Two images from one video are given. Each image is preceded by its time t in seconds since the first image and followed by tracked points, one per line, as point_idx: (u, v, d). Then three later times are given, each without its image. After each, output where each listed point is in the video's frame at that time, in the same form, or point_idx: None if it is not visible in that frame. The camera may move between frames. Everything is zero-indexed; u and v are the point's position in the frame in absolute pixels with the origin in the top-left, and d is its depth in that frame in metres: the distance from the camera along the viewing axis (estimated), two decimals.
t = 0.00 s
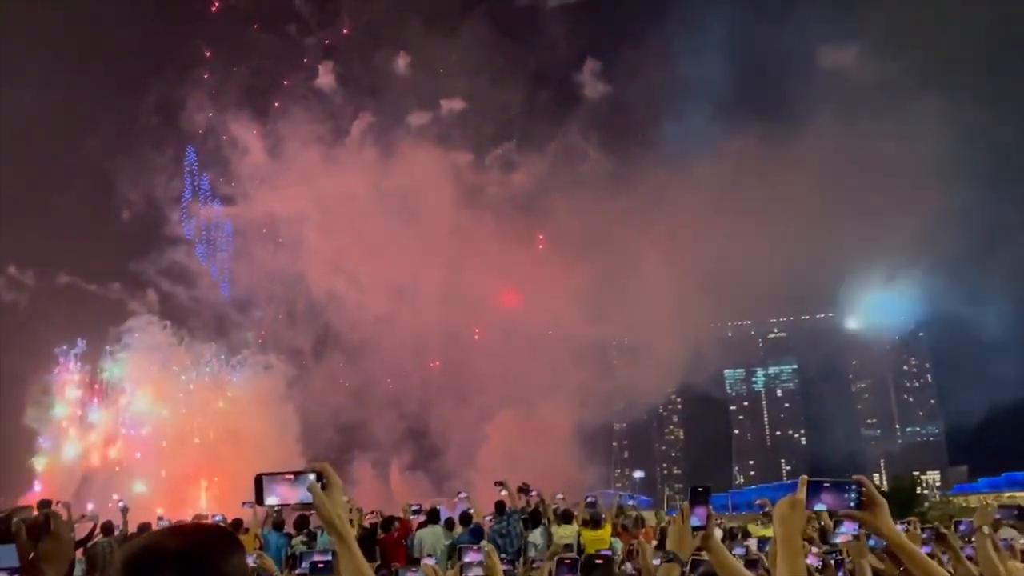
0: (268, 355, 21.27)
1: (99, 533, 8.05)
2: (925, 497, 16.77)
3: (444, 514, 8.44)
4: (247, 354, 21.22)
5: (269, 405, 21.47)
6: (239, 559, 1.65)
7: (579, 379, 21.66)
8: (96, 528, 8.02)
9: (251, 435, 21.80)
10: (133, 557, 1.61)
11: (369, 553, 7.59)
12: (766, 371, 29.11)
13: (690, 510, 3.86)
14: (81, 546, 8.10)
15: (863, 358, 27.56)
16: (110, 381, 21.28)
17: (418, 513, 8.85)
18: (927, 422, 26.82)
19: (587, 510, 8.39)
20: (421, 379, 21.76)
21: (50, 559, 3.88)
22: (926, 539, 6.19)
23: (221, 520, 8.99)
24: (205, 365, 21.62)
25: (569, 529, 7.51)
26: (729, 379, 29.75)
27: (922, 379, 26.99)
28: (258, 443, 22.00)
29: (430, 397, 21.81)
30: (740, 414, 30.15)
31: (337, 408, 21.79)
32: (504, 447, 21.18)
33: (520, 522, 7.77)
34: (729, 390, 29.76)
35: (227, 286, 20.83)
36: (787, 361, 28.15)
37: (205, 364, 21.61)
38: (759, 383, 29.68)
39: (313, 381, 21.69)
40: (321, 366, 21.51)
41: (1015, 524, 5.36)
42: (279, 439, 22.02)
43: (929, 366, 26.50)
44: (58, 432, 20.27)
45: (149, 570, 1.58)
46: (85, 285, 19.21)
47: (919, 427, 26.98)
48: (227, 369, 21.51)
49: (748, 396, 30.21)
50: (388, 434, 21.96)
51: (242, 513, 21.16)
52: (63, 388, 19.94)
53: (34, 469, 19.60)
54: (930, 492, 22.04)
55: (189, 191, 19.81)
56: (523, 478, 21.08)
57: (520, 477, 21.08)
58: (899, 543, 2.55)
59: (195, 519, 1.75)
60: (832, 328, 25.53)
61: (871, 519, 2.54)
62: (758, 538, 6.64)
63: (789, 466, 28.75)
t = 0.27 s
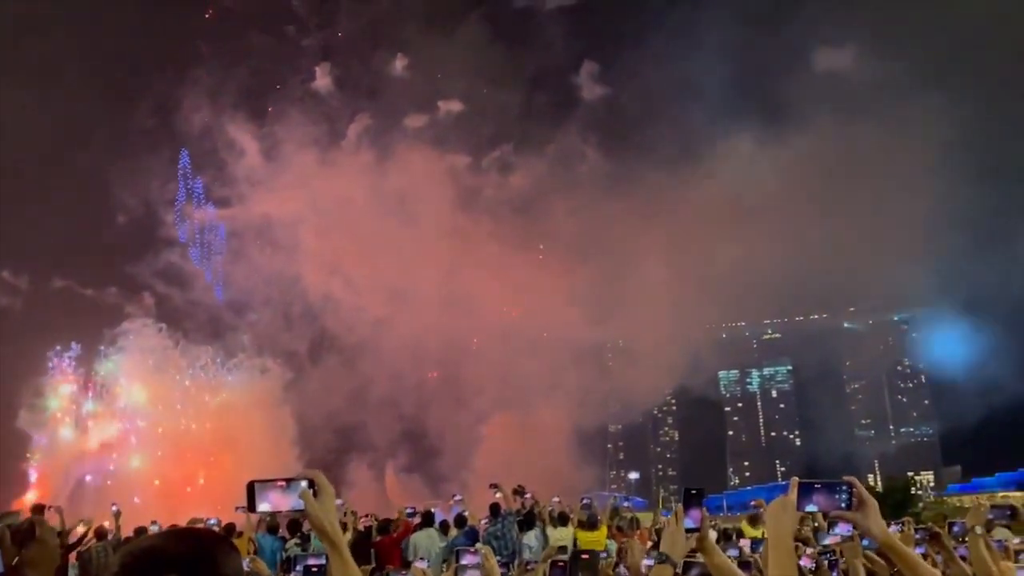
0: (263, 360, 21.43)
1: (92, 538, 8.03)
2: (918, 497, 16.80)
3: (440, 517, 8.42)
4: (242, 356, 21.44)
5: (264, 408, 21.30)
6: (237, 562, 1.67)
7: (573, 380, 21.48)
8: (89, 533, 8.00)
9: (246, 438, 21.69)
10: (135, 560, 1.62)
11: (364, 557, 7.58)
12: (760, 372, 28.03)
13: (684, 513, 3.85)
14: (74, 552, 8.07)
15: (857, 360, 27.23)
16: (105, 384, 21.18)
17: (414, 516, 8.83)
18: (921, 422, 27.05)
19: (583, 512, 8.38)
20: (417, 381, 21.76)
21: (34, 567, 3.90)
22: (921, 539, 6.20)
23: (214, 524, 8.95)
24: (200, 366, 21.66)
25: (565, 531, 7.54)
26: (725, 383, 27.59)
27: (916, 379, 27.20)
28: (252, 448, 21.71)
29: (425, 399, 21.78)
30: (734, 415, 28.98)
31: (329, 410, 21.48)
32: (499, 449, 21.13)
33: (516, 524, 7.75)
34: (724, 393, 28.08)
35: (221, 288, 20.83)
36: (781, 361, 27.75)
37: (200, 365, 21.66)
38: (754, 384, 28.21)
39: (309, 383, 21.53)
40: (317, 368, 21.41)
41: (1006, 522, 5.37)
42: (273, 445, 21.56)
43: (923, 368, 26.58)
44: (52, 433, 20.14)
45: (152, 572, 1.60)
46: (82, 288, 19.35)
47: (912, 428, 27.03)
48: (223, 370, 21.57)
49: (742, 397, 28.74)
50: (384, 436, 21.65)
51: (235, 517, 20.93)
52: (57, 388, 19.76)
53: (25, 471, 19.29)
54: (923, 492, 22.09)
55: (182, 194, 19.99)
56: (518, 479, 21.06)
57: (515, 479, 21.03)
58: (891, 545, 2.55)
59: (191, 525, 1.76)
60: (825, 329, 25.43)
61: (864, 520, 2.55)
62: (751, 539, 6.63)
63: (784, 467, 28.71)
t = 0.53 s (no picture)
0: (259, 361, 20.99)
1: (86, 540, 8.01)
2: (912, 497, 16.89)
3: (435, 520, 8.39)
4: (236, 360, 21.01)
5: (260, 410, 21.28)
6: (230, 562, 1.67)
7: (568, 383, 21.27)
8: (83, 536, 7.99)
9: (242, 438, 21.67)
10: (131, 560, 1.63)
11: (358, 559, 7.57)
12: (754, 373, 27.63)
13: (678, 514, 3.85)
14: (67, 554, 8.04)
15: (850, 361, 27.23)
16: (101, 385, 21.21)
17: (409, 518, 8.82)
18: (914, 422, 27.18)
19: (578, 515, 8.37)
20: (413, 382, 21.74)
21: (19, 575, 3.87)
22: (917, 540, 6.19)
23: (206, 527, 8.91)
24: (197, 366, 21.57)
25: (561, 533, 7.53)
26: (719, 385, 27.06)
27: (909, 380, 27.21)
28: (248, 450, 21.64)
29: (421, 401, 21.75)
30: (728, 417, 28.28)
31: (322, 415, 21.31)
32: (495, 450, 21.08)
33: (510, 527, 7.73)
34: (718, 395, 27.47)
35: (214, 291, 20.62)
36: (775, 362, 27.65)
37: (197, 365, 21.55)
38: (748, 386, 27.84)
39: (305, 387, 21.19)
40: (313, 371, 21.18)
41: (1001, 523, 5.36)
42: (266, 448, 21.40)
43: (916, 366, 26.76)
44: (48, 434, 20.19)
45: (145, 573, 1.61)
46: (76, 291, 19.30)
47: (906, 428, 27.19)
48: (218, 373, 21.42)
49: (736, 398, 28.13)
50: (379, 439, 21.54)
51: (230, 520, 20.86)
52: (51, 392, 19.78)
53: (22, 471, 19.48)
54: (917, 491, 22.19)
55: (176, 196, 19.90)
56: (514, 481, 21.02)
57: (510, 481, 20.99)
58: (882, 544, 2.56)
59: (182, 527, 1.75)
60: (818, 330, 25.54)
61: (854, 519, 2.55)
62: (746, 540, 6.60)
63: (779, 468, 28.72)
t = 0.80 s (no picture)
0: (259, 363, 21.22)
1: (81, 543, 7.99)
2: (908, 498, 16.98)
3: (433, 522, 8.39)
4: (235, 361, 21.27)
5: (259, 412, 21.41)
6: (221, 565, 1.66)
7: (571, 388, 22.03)
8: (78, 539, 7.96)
9: (239, 441, 21.68)
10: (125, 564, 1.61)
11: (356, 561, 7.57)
12: (752, 374, 28.34)
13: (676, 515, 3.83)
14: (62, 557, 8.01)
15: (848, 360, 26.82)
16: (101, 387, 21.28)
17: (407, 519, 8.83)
18: (910, 422, 27.40)
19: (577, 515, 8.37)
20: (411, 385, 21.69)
21: None
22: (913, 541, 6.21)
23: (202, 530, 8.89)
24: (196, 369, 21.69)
25: (559, 534, 7.52)
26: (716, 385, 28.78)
27: (906, 380, 27.32)
28: (246, 452, 21.69)
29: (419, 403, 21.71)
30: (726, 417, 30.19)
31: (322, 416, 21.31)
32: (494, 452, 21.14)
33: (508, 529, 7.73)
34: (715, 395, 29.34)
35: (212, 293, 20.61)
36: (772, 365, 27.83)
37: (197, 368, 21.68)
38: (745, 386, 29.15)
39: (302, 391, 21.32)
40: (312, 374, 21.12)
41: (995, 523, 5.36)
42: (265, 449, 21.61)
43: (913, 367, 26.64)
44: (46, 435, 20.22)
45: None
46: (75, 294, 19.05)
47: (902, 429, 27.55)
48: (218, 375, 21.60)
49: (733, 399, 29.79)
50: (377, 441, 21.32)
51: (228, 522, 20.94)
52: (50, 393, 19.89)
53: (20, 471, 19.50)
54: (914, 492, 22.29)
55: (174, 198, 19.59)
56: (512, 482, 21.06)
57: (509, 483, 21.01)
58: (880, 545, 2.56)
59: (176, 531, 1.74)
60: (815, 331, 25.11)
61: (851, 519, 2.55)
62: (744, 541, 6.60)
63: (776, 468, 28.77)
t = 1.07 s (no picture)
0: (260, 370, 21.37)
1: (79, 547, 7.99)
2: (907, 499, 17.05)
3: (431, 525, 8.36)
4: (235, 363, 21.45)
5: (255, 416, 21.39)
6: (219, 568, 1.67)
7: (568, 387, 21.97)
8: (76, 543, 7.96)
9: (236, 446, 21.60)
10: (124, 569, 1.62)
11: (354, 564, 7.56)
12: (749, 376, 28.16)
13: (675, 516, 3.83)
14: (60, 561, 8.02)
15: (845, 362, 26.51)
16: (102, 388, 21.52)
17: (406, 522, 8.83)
18: (909, 423, 26.95)
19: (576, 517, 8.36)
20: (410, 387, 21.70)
21: None
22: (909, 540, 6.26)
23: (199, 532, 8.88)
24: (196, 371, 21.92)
25: (557, 537, 7.50)
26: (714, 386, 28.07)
27: (903, 381, 26.47)
28: (243, 456, 21.59)
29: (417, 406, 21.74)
30: (723, 419, 29.29)
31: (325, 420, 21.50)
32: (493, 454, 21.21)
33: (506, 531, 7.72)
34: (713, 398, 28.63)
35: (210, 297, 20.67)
36: (771, 365, 27.68)
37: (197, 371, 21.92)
38: (743, 388, 28.61)
39: (302, 395, 21.40)
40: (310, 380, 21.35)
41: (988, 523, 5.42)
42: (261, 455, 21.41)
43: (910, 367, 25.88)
44: (45, 434, 20.36)
45: None
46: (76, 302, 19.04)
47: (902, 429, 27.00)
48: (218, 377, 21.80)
49: (731, 400, 29.02)
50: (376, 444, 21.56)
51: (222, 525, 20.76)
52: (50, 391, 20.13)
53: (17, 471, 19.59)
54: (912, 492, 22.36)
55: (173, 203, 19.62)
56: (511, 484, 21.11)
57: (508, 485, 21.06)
58: (878, 545, 2.56)
59: (174, 534, 1.75)
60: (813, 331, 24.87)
61: (848, 519, 2.57)
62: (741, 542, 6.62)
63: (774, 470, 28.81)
